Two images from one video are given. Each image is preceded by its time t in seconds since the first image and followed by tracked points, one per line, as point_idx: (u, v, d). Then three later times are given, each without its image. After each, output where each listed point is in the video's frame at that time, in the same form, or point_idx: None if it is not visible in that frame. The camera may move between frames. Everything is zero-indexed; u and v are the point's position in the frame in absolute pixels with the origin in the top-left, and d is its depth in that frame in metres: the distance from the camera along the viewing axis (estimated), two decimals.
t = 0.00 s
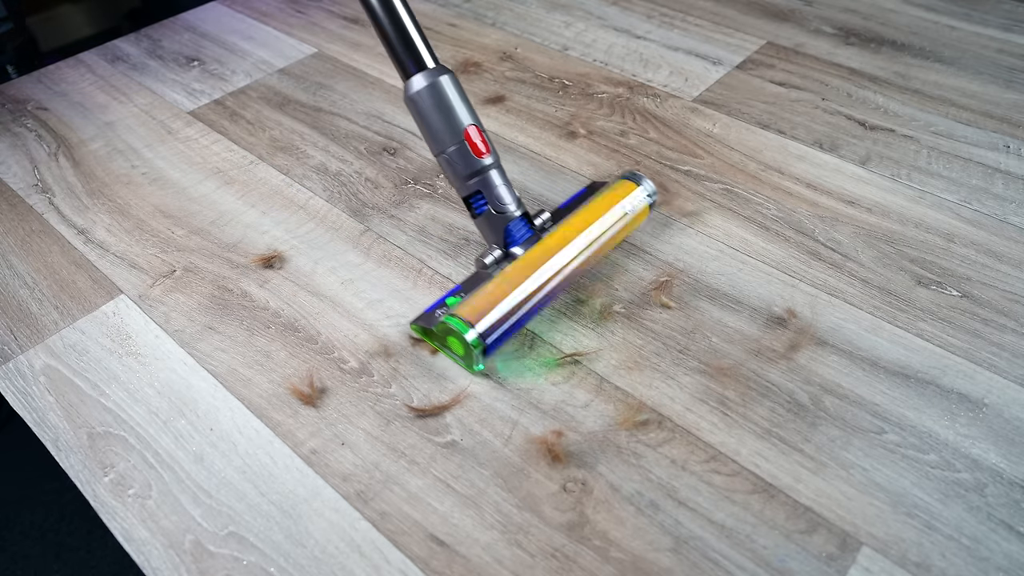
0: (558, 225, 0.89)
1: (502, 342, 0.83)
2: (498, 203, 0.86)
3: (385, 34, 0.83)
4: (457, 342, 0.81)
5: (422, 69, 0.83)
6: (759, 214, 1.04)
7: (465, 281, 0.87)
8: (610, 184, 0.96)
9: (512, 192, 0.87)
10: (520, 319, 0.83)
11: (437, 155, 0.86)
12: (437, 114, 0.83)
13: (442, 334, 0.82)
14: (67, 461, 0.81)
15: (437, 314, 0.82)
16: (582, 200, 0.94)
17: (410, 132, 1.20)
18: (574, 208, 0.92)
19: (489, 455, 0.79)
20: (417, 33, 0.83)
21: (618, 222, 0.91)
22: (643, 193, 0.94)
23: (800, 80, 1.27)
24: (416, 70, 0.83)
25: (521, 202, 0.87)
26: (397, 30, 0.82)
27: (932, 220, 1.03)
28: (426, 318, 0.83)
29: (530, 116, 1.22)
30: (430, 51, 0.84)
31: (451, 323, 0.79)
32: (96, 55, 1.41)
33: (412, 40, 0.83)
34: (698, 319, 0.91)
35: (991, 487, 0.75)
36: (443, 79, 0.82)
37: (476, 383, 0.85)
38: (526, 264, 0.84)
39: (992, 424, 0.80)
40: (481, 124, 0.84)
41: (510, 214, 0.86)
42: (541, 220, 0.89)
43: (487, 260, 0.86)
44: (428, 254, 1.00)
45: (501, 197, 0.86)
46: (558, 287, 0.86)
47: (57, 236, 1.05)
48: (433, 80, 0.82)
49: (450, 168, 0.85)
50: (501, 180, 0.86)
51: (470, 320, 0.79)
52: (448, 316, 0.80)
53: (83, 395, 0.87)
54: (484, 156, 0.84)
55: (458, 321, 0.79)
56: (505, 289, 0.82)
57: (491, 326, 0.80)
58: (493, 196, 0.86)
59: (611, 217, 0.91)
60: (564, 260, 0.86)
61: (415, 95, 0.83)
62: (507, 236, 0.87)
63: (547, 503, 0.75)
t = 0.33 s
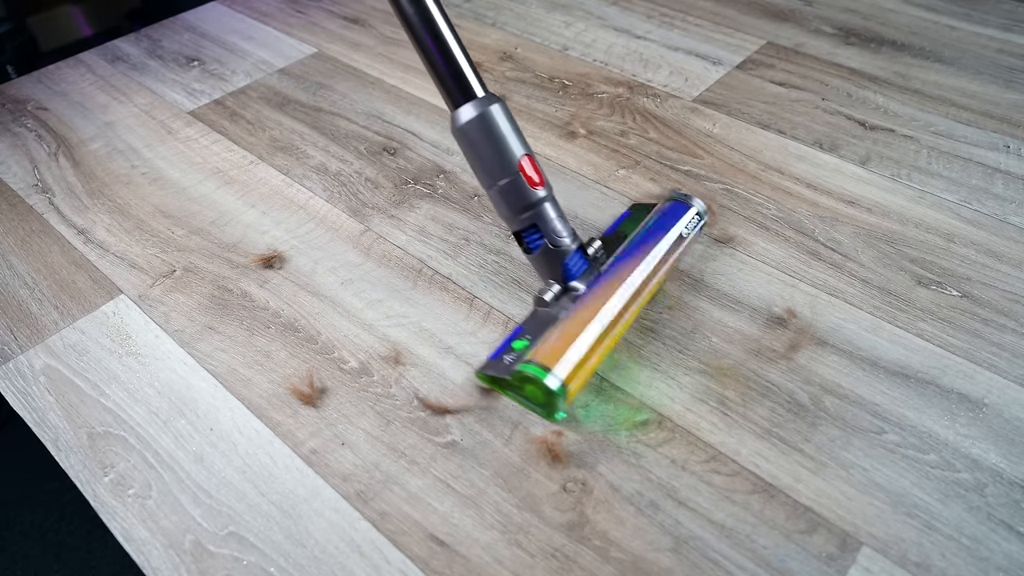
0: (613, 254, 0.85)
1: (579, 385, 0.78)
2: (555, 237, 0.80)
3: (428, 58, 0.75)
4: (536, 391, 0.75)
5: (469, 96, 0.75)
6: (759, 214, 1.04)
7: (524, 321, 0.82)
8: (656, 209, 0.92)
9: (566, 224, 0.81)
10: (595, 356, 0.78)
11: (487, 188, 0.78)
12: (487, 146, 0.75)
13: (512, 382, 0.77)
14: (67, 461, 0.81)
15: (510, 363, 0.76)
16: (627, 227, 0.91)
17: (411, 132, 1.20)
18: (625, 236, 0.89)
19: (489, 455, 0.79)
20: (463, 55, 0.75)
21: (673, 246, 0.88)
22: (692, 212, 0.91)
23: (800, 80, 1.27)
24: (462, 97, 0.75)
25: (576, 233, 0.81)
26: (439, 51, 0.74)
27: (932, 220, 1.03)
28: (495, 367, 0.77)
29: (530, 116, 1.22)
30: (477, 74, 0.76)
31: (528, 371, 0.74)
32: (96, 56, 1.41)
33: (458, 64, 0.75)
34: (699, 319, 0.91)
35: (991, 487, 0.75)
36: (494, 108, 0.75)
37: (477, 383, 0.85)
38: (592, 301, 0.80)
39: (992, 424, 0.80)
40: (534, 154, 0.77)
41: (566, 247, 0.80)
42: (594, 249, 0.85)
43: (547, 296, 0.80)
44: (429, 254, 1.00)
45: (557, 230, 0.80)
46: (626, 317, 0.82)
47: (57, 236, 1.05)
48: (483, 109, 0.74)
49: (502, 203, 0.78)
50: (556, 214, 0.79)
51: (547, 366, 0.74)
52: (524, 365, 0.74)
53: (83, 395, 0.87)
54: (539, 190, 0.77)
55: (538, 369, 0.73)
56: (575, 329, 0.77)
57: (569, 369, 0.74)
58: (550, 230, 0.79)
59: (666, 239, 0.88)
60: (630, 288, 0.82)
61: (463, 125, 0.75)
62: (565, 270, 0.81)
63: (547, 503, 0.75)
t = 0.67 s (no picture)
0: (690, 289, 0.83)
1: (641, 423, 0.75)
2: (630, 267, 0.80)
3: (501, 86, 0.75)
4: (594, 428, 0.74)
5: (543, 126, 0.75)
6: (758, 214, 1.04)
7: (591, 349, 0.82)
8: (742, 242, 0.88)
9: (642, 254, 0.81)
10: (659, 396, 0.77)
11: (562, 219, 0.78)
12: (562, 177, 0.75)
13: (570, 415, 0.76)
14: (67, 461, 0.81)
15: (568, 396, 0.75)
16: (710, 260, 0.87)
17: (411, 133, 1.20)
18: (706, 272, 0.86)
19: (489, 455, 0.79)
20: (535, 84, 0.75)
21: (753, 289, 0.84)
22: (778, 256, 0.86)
23: (799, 80, 1.27)
24: (536, 126, 0.76)
25: (652, 264, 0.81)
26: (511, 79, 0.75)
27: (932, 220, 1.03)
28: (552, 398, 0.76)
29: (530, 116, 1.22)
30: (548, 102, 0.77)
31: (586, 407, 0.73)
32: (96, 55, 1.41)
33: (530, 92, 0.75)
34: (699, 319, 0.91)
35: (991, 487, 0.75)
36: (568, 137, 0.74)
37: (477, 383, 0.85)
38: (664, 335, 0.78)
39: (992, 424, 0.80)
40: (609, 182, 0.76)
41: (641, 279, 0.80)
42: (670, 281, 0.83)
43: (615, 327, 0.80)
44: (429, 254, 1.00)
45: (634, 260, 0.80)
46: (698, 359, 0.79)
47: (57, 236, 1.05)
48: (557, 137, 0.74)
49: (577, 234, 0.78)
50: (633, 243, 0.79)
51: (606, 403, 0.73)
52: (582, 401, 0.73)
53: (83, 395, 0.87)
54: (615, 219, 0.77)
55: (595, 407, 0.72)
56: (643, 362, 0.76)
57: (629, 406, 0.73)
58: (624, 259, 0.79)
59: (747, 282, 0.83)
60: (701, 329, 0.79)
61: (536, 155, 0.75)
62: (638, 302, 0.81)
63: (548, 503, 0.75)
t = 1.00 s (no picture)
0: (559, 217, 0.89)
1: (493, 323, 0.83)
2: (502, 195, 0.87)
3: (388, 31, 0.84)
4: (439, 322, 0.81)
5: (424, 65, 0.83)
6: (758, 214, 1.04)
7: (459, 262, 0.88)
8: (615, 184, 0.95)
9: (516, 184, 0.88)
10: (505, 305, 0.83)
11: (440, 149, 0.86)
12: (439, 111, 0.83)
13: (427, 309, 0.83)
14: (67, 461, 0.81)
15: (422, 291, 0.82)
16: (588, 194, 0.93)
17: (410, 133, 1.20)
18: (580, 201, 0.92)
19: (489, 455, 0.79)
20: (421, 32, 0.83)
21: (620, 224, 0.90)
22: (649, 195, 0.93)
23: (800, 80, 1.27)
24: (418, 64, 0.83)
25: (524, 194, 0.89)
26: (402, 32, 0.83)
27: (932, 220, 1.03)
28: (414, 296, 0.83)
29: (530, 116, 1.22)
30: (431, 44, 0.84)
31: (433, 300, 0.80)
32: (96, 55, 1.41)
33: (416, 41, 0.83)
34: (699, 319, 0.91)
35: (991, 487, 0.75)
36: (446, 75, 0.82)
37: (476, 384, 0.85)
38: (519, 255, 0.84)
39: (992, 424, 0.80)
40: (485, 119, 0.84)
41: (513, 206, 0.88)
42: (543, 212, 0.89)
43: (484, 247, 0.87)
44: (429, 255, 1.00)
45: (506, 189, 0.87)
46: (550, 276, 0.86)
47: (57, 236, 1.05)
48: (436, 76, 0.82)
49: (455, 162, 0.85)
50: (506, 173, 0.87)
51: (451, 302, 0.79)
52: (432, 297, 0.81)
53: (83, 395, 0.87)
54: (488, 150, 0.84)
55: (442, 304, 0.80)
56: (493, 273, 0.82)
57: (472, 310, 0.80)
58: (497, 188, 0.87)
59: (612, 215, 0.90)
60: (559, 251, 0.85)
61: (418, 91, 0.82)
62: (508, 226, 0.89)
63: (547, 503, 0.75)
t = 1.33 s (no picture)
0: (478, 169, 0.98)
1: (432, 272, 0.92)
2: (424, 153, 0.95)
3: None
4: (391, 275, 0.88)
5: (346, 26, 0.89)
6: (758, 214, 1.04)
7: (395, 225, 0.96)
8: (523, 131, 1.04)
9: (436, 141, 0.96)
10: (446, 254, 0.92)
11: (366, 108, 0.93)
12: (364, 71, 0.90)
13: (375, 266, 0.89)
14: (67, 461, 0.81)
15: (369, 251, 0.89)
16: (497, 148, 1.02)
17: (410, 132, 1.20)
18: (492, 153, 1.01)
19: (489, 455, 0.79)
20: None
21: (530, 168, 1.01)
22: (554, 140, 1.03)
23: (799, 80, 1.27)
24: (339, 26, 0.89)
25: (443, 150, 0.97)
26: None
27: (932, 220, 1.03)
28: (359, 256, 0.89)
29: (530, 116, 1.22)
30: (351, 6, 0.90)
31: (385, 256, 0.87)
32: (95, 55, 1.41)
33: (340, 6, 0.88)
34: (699, 319, 0.91)
35: (991, 487, 0.75)
36: (368, 37, 0.89)
37: (476, 383, 0.85)
38: (451, 208, 0.92)
39: (992, 424, 0.80)
40: (405, 80, 0.92)
41: (434, 162, 0.96)
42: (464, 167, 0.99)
43: (415, 204, 0.95)
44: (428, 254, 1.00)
45: (427, 146, 0.95)
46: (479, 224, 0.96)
47: (57, 236, 1.05)
48: (358, 38, 0.88)
49: (380, 120, 0.93)
50: (426, 132, 0.95)
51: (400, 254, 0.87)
52: (381, 251, 0.87)
53: (83, 395, 0.87)
54: (410, 110, 0.93)
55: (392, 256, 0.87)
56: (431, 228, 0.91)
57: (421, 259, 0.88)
58: (419, 146, 0.95)
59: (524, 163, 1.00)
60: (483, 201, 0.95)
61: (341, 52, 0.89)
62: (431, 181, 0.97)
63: (547, 503, 0.75)
